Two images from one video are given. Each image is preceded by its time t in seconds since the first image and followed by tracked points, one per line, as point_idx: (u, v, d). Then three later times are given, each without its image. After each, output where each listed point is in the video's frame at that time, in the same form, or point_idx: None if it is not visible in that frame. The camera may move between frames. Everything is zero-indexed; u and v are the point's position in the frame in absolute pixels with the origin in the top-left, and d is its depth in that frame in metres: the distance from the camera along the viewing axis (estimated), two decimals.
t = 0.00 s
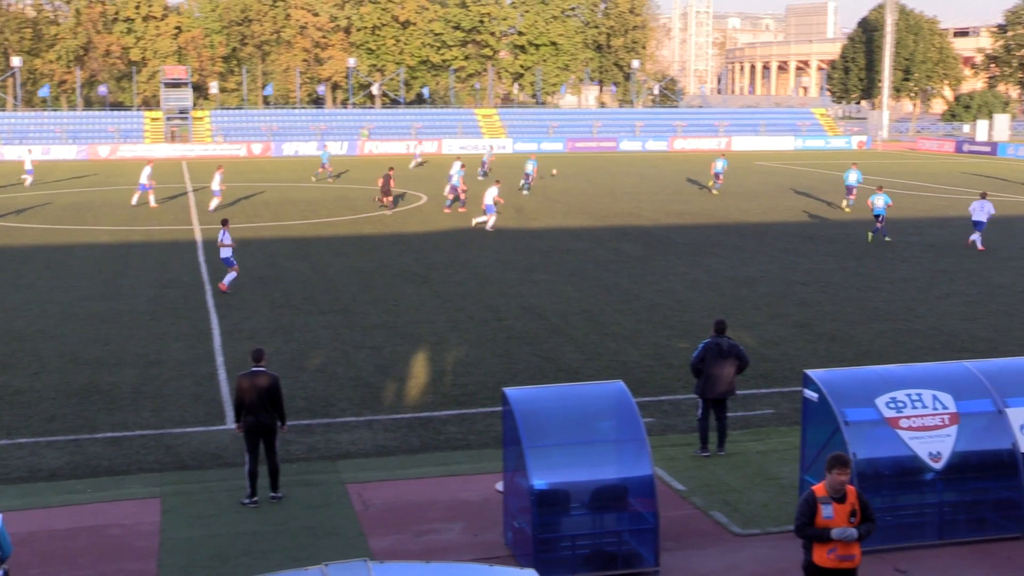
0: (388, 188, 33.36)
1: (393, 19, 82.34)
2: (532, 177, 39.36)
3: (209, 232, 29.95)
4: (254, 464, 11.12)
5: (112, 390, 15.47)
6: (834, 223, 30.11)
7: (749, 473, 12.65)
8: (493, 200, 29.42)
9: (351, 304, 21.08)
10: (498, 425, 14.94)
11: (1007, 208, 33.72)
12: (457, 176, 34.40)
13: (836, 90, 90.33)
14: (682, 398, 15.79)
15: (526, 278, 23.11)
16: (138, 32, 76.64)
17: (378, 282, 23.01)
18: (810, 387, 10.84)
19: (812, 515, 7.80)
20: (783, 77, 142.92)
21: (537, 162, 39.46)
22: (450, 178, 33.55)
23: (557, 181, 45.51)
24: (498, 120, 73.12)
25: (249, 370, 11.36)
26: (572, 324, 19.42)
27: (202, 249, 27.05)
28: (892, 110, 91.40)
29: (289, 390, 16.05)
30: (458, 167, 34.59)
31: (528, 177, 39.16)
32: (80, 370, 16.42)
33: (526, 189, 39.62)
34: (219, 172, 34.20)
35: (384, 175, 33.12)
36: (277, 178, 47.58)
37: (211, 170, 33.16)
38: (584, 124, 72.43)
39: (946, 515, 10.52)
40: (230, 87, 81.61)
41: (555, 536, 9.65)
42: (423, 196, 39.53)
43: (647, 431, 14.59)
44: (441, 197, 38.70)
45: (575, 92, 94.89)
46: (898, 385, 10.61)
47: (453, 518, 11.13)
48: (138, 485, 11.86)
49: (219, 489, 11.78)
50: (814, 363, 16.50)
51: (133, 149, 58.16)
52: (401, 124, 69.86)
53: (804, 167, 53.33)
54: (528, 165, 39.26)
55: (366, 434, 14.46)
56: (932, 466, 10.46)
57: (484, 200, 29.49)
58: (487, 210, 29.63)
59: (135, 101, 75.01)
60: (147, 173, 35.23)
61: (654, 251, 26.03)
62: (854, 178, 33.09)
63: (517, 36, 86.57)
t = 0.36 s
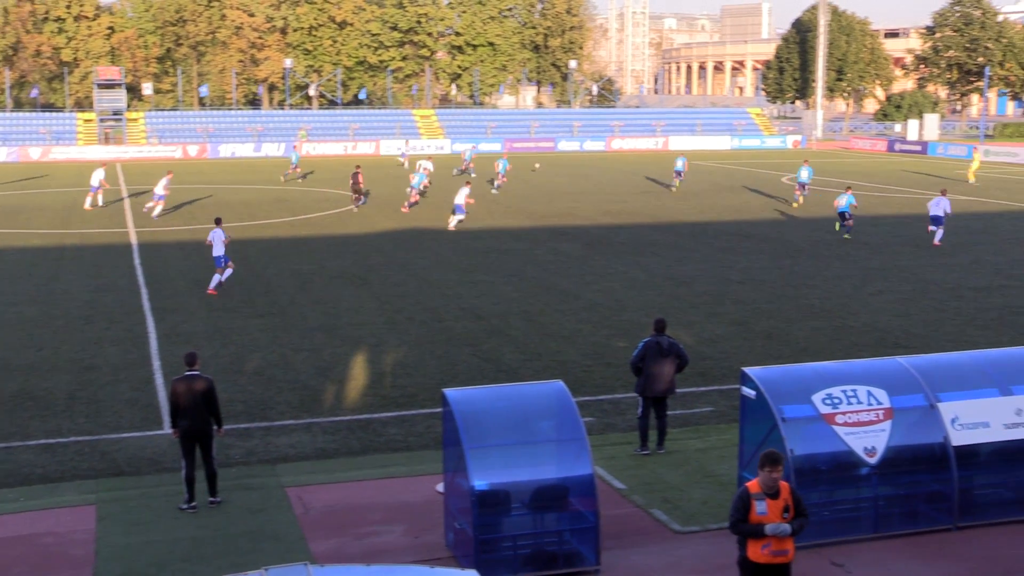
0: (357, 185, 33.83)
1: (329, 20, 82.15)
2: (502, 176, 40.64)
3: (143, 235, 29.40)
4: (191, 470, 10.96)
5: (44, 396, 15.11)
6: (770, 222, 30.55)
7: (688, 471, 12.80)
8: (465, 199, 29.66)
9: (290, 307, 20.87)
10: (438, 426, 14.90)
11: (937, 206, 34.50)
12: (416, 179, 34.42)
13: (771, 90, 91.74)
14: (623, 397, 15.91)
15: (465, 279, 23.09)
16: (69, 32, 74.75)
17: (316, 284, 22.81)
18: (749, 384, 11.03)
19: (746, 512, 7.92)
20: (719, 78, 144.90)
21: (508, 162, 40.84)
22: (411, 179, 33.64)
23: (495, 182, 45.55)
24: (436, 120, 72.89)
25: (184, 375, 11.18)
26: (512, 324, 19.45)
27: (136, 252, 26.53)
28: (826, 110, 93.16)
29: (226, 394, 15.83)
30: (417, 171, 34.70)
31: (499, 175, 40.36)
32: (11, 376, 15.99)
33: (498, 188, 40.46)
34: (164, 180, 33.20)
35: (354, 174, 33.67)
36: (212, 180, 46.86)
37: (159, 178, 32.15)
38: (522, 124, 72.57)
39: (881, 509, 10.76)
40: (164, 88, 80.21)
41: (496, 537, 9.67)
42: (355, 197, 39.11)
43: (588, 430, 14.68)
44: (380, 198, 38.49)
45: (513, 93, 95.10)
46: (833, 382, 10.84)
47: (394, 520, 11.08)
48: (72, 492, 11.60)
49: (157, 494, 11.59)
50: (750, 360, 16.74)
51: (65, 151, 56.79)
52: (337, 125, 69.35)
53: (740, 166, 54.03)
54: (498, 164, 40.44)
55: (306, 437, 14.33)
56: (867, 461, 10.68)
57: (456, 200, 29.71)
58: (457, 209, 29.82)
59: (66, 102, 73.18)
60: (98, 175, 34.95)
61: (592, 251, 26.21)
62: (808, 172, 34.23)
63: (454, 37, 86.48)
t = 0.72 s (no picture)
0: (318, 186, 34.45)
1: (260, 23, 80.61)
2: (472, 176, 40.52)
3: (70, 240, 28.64)
4: (121, 480, 10.67)
5: None
6: (703, 224, 30.90)
7: (624, 472, 12.82)
8: (440, 202, 29.89)
9: (223, 312, 20.50)
10: (374, 431, 14.72)
11: (864, 207, 35.29)
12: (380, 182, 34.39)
13: (703, 92, 92.86)
14: (558, 399, 15.87)
15: (400, 282, 22.90)
16: None
17: (249, 289, 22.43)
18: (682, 385, 11.14)
19: (672, 513, 7.95)
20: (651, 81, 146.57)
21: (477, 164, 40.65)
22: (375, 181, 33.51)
23: (430, 185, 45.38)
24: (370, 124, 72.22)
25: (112, 383, 10.88)
26: (447, 328, 19.32)
27: (64, 258, 25.83)
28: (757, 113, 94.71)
29: (158, 401, 15.47)
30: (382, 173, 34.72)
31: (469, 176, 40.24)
32: None
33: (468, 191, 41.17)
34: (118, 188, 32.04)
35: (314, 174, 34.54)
36: (141, 185, 45.88)
37: (112, 184, 30.91)
38: (455, 128, 72.40)
39: (813, 506, 10.84)
40: (92, 92, 78.31)
41: (433, 541, 9.56)
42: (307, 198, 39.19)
43: (524, 434, 14.63)
44: (313, 203, 38.06)
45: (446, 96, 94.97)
46: (766, 381, 10.95)
47: (331, 526, 10.90)
48: None
49: (86, 504, 11.27)
50: (684, 362, 16.83)
51: None
52: (269, 129, 68.49)
53: (672, 168, 54.64)
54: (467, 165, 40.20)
55: (240, 444, 14.06)
56: (800, 459, 10.77)
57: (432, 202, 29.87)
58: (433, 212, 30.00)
59: None
60: (48, 179, 34.49)
61: (528, 253, 26.20)
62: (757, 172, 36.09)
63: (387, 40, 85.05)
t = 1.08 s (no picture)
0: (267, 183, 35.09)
1: (180, 20, 78.24)
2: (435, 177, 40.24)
3: None
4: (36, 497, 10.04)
5: None
6: (635, 224, 30.91)
7: (558, 477, 12.55)
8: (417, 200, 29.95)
9: (142, 319, 19.76)
10: (301, 439, 14.21)
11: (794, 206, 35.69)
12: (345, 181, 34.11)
13: (633, 91, 93.68)
14: (489, 404, 15.50)
15: (325, 286, 22.35)
16: None
17: (169, 294, 21.68)
18: (615, 388, 10.95)
19: (600, 519, 7.68)
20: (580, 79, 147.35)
21: (441, 163, 40.53)
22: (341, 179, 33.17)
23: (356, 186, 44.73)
24: (294, 124, 71.25)
25: (25, 395, 10.26)
26: (374, 332, 18.85)
27: None
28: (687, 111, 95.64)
29: (73, 412, 14.78)
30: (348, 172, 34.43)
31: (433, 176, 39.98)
32: None
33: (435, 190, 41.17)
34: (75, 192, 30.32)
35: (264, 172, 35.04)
36: (54, 187, 44.36)
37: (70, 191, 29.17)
38: (381, 128, 71.71)
39: (748, 508, 10.67)
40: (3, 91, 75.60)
41: (363, 551, 9.17)
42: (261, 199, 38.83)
43: (454, 439, 14.27)
44: (236, 205, 37.20)
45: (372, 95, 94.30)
46: (700, 383, 10.80)
47: (257, 537, 10.44)
48: None
49: None
50: (618, 364, 16.61)
51: None
52: (190, 130, 66.94)
53: (603, 168, 54.75)
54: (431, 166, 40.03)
55: (162, 454, 13.48)
56: (734, 461, 10.60)
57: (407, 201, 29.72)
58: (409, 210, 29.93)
59: None
60: None
61: (457, 255, 25.82)
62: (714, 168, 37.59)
63: (311, 38, 84.28)
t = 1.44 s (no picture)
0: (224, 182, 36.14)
1: (106, 16, 75.55)
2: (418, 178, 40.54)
3: None
4: None
5: None
6: (579, 225, 30.68)
7: (502, 486, 12.17)
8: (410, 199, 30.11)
9: (69, 327, 18.95)
10: (237, 449, 13.64)
11: (738, 205, 35.78)
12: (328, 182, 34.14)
13: (576, 89, 93.77)
14: (430, 410, 15.05)
15: (261, 292, 21.70)
16: None
17: (98, 302, 20.86)
18: (560, 393, 10.63)
19: (548, 525, 7.36)
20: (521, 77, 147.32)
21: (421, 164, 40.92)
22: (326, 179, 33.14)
23: (293, 188, 43.89)
24: (227, 123, 69.93)
25: None
26: (312, 338, 18.29)
27: None
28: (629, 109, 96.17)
29: None
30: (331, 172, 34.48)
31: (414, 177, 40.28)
32: None
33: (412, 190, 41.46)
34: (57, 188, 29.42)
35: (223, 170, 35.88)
36: None
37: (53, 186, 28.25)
38: (318, 128, 70.72)
39: (696, 515, 10.41)
40: None
41: (301, 564, 8.73)
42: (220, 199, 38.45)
43: (395, 448, 13.81)
44: (167, 208, 36.21)
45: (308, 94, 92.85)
46: (647, 387, 10.51)
47: (190, 552, 9.89)
48: None
49: None
50: (562, 369, 16.26)
51: None
52: (119, 130, 65.19)
53: (544, 168, 54.54)
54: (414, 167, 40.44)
55: (90, 468, 12.83)
56: (682, 467, 10.32)
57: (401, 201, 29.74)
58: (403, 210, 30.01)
59: None
60: None
61: (398, 259, 25.31)
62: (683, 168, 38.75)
63: (244, 36, 81.72)
